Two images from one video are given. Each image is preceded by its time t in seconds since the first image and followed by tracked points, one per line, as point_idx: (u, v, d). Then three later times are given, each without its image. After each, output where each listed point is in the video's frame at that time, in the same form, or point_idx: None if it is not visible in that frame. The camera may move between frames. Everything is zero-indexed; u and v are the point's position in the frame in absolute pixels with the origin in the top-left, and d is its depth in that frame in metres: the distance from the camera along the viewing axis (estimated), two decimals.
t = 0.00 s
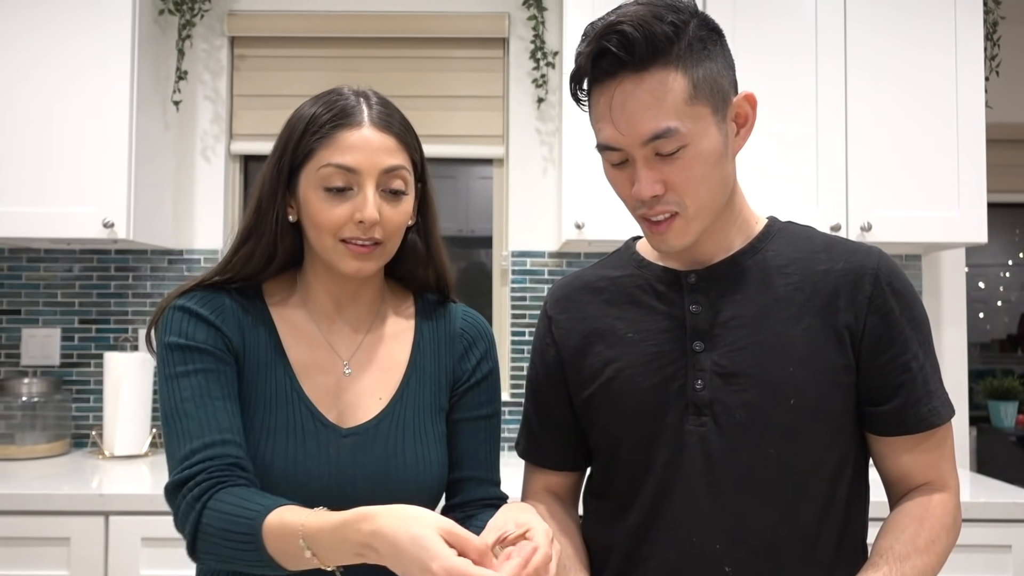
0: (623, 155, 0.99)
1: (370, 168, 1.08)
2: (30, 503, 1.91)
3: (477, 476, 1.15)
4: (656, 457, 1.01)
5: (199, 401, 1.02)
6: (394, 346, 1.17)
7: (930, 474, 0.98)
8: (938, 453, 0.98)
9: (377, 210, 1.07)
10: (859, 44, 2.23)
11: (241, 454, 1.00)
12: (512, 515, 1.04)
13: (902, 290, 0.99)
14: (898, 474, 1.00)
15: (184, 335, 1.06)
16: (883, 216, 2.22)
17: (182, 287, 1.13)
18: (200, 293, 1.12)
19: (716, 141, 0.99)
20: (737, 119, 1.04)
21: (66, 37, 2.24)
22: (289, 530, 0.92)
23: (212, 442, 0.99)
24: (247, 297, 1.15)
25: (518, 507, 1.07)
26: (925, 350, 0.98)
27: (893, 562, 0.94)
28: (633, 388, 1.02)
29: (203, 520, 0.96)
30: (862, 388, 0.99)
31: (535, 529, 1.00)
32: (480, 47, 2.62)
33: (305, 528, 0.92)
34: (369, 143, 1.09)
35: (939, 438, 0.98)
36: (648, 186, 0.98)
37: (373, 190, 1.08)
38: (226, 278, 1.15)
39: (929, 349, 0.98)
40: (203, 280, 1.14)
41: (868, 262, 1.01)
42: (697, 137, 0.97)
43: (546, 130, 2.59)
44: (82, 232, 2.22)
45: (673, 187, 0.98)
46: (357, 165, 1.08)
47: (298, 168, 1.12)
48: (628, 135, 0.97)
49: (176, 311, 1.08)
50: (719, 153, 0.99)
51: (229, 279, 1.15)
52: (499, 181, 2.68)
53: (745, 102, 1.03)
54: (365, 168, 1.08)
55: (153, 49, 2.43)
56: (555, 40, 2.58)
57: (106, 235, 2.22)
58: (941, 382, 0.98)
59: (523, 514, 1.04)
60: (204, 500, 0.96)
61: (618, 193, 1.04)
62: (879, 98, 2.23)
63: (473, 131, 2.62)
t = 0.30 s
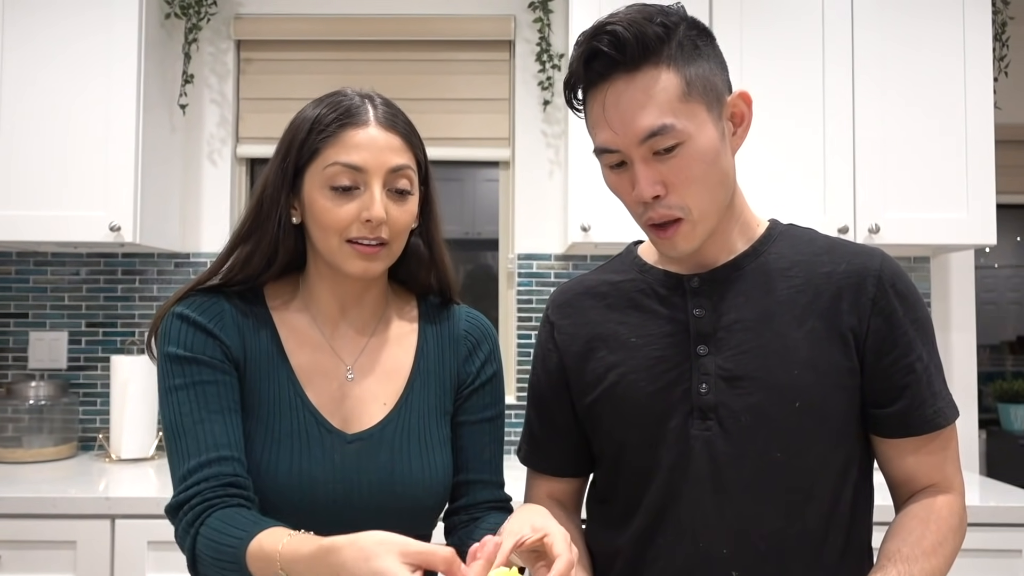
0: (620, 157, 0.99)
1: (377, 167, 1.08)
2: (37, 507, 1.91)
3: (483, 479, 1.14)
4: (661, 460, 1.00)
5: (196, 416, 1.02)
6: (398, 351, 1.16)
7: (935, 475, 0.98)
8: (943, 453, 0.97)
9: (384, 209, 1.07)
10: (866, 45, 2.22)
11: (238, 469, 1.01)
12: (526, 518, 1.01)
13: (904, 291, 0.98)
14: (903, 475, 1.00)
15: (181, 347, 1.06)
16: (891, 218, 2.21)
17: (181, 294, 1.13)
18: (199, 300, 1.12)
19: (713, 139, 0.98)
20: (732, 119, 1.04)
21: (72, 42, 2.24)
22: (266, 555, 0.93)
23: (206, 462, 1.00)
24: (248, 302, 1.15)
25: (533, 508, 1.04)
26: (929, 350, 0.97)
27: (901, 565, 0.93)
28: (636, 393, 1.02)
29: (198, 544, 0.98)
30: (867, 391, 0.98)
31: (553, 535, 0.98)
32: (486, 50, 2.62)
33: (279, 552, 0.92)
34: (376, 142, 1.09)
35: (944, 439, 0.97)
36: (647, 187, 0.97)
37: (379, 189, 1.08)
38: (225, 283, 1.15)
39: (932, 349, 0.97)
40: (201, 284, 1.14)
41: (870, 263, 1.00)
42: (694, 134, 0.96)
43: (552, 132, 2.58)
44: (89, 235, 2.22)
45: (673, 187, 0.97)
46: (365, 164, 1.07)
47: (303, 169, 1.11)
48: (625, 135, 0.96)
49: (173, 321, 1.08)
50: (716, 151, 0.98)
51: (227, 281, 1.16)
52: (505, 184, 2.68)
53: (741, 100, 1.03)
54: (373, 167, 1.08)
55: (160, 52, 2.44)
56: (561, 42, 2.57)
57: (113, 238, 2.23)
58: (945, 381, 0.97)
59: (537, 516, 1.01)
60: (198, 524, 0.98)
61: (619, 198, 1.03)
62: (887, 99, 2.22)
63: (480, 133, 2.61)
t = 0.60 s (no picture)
0: (621, 151, 0.97)
1: (382, 173, 1.06)
2: (40, 515, 1.91)
3: (476, 489, 1.12)
4: (655, 467, 0.97)
5: (174, 446, 1.02)
6: (387, 359, 1.15)
7: (942, 479, 0.95)
8: (948, 456, 0.95)
9: (387, 217, 1.06)
10: (876, 46, 2.19)
11: (215, 505, 0.99)
12: (517, 527, 1.00)
13: (903, 293, 0.96)
14: (908, 479, 0.97)
15: (159, 371, 1.05)
16: (902, 222, 2.18)
17: (162, 307, 1.13)
18: (180, 314, 1.11)
19: (715, 134, 0.97)
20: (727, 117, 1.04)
21: (78, 52, 2.24)
22: None
23: (182, 500, 1.00)
24: (233, 311, 1.14)
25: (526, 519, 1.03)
26: (929, 353, 0.95)
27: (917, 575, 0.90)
28: (630, 399, 0.99)
29: None
30: (867, 396, 0.96)
31: (541, 546, 0.96)
32: (491, 54, 2.60)
33: None
34: (381, 147, 1.07)
35: (948, 442, 0.95)
36: (650, 180, 0.95)
37: (382, 196, 1.07)
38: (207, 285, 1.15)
39: (932, 352, 0.95)
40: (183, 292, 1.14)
41: (867, 265, 0.98)
42: (697, 127, 0.95)
43: (558, 137, 2.56)
44: (94, 242, 2.22)
45: (677, 180, 0.96)
46: (370, 170, 1.06)
47: (303, 170, 1.09)
48: (628, 127, 0.95)
49: (153, 340, 1.07)
50: (720, 146, 0.98)
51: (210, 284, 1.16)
52: (511, 189, 2.66)
53: (737, 99, 1.04)
54: (378, 173, 1.06)
55: (166, 59, 2.43)
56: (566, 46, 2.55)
57: (118, 246, 2.22)
58: (945, 385, 0.95)
59: (529, 526, 1.00)
60: (178, 565, 0.98)
61: (617, 197, 1.01)
62: (896, 100, 2.18)
63: (486, 139, 2.60)
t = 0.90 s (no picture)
0: (635, 153, 0.93)
1: (398, 179, 1.06)
2: (68, 519, 1.93)
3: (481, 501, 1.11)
4: (664, 478, 0.94)
5: (166, 454, 1.02)
6: (389, 367, 1.13)
7: (970, 493, 0.90)
8: (976, 468, 0.90)
9: (401, 224, 1.05)
10: (912, 43, 2.12)
11: (203, 515, 0.99)
12: (518, 543, 0.99)
13: (926, 296, 0.91)
14: (935, 493, 0.92)
15: (154, 375, 1.04)
16: (941, 225, 2.10)
17: (165, 307, 1.11)
18: (178, 315, 1.09)
19: (732, 137, 0.94)
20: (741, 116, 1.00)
21: (108, 62, 2.28)
22: None
23: (172, 509, 0.99)
24: (234, 316, 1.13)
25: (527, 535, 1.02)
26: (955, 359, 0.90)
27: None
28: (640, 408, 0.96)
29: None
30: (890, 406, 0.91)
31: (542, 559, 0.95)
32: (517, 57, 2.58)
33: None
34: (398, 153, 1.06)
35: (976, 453, 0.90)
36: (666, 181, 0.92)
37: (398, 202, 1.06)
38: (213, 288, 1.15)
39: (959, 358, 0.90)
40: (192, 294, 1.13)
41: (887, 268, 0.94)
42: (714, 127, 0.92)
43: (585, 140, 2.52)
44: (123, 249, 2.25)
45: (693, 182, 0.92)
46: (387, 175, 1.05)
47: (315, 172, 1.08)
48: (644, 128, 0.91)
49: (149, 340, 1.06)
50: (735, 148, 0.94)
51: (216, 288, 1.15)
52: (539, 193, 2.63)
53: (750, 98, 0.99)
54: (395, 178, 1.05)
55: (194, 67, 2.46)
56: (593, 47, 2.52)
57: (147, 252, 2.25)
58: (972, 392, 0.90)
59: (530, 543, 0.99)
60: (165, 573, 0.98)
61: (628, 199, 0.97)
62: (933, 98, 2.11)
63: (513, 143, 2.57)
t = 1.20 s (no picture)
0: (655, 146, 0.90)
1: (381, 174, 1.04)
2: (108, 517, 1.96)
3: (497, 510, 1.10)
4: (681, 488, 0.90)
5: (177, 459, 1.02)
6: (404, 372, 1.13)
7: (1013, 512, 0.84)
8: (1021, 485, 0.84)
9: (387, 219, 1.03)
10: (962, 36, 2.04)
11: (212, 521, 0.99)
12: (516, 552, 1.02)
13: (965, 299, 0.86)
14: (973, 510, 0.87)
15: (166, 382, 1.05)
16: (994, 225, 2.01)
17: (174, 316, 1.11)
18: (190, 323, 1.10)
19: (758, 134, 0.89)
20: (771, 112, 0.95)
21: (151, 68, 2.32)
22: None
23: (181, 514, 0.99)
24: (247, 322, 1.13)
25: (528, 541, 1.06)
26: (996, 368, 0.85)
27: None
28: (659, 414, 0.93)
29: None
30: (926, 415, 0.86)
31: (542, 565, 0.98)
32: (554, 58, 2.56)
33: None
34: (381, 148, 1.05)
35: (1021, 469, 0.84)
36: (684, 176, 0.88)
37: (383, 197, 1.04)
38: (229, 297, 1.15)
39: (1000, 366, 0.85)
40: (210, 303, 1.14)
41: (924, 270, 0.89)
42: (737, 122, 0.88)
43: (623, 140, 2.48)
44: (164, 252, 2.28)
45: (712, 177, 0.88)
46: (368, 171, 1.04)
47: (304, 173, 1.09)
48: (662, 120, 0.88)
49: (161, 350, 1.07)
50: (761, 146, 0.90)
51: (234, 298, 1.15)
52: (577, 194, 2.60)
53: (780, 93, 0.94)
54: (377, 174, 1.04)
55: (235, 72, 2.49)
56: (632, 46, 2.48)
57: (187, 255, 2.27)
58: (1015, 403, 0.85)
59: (529, 550, 1.03)
60: None
61: (646, 193, 0.94)
62: (985, 93, 2.03)
63: (550, 144, 2.55)
